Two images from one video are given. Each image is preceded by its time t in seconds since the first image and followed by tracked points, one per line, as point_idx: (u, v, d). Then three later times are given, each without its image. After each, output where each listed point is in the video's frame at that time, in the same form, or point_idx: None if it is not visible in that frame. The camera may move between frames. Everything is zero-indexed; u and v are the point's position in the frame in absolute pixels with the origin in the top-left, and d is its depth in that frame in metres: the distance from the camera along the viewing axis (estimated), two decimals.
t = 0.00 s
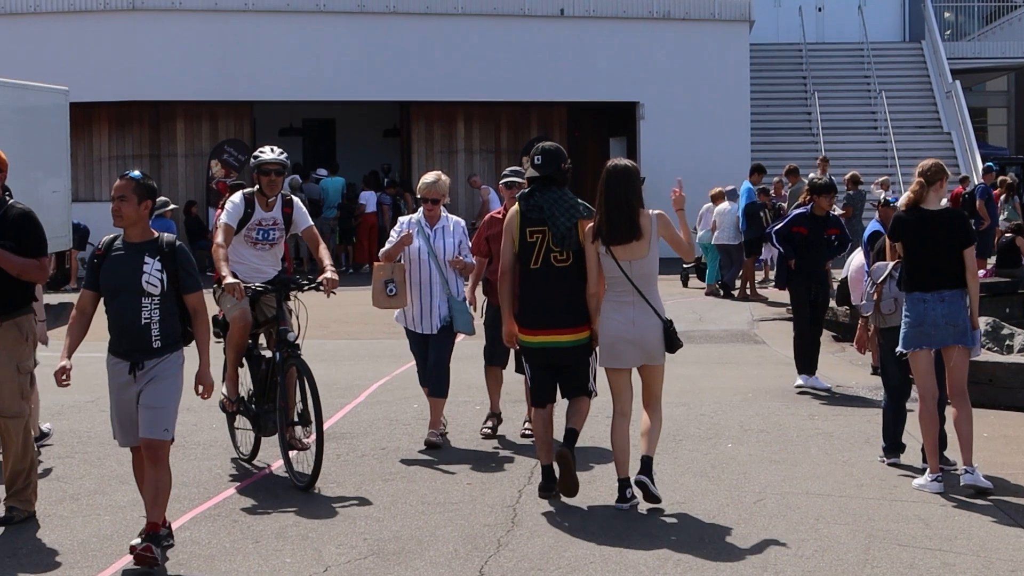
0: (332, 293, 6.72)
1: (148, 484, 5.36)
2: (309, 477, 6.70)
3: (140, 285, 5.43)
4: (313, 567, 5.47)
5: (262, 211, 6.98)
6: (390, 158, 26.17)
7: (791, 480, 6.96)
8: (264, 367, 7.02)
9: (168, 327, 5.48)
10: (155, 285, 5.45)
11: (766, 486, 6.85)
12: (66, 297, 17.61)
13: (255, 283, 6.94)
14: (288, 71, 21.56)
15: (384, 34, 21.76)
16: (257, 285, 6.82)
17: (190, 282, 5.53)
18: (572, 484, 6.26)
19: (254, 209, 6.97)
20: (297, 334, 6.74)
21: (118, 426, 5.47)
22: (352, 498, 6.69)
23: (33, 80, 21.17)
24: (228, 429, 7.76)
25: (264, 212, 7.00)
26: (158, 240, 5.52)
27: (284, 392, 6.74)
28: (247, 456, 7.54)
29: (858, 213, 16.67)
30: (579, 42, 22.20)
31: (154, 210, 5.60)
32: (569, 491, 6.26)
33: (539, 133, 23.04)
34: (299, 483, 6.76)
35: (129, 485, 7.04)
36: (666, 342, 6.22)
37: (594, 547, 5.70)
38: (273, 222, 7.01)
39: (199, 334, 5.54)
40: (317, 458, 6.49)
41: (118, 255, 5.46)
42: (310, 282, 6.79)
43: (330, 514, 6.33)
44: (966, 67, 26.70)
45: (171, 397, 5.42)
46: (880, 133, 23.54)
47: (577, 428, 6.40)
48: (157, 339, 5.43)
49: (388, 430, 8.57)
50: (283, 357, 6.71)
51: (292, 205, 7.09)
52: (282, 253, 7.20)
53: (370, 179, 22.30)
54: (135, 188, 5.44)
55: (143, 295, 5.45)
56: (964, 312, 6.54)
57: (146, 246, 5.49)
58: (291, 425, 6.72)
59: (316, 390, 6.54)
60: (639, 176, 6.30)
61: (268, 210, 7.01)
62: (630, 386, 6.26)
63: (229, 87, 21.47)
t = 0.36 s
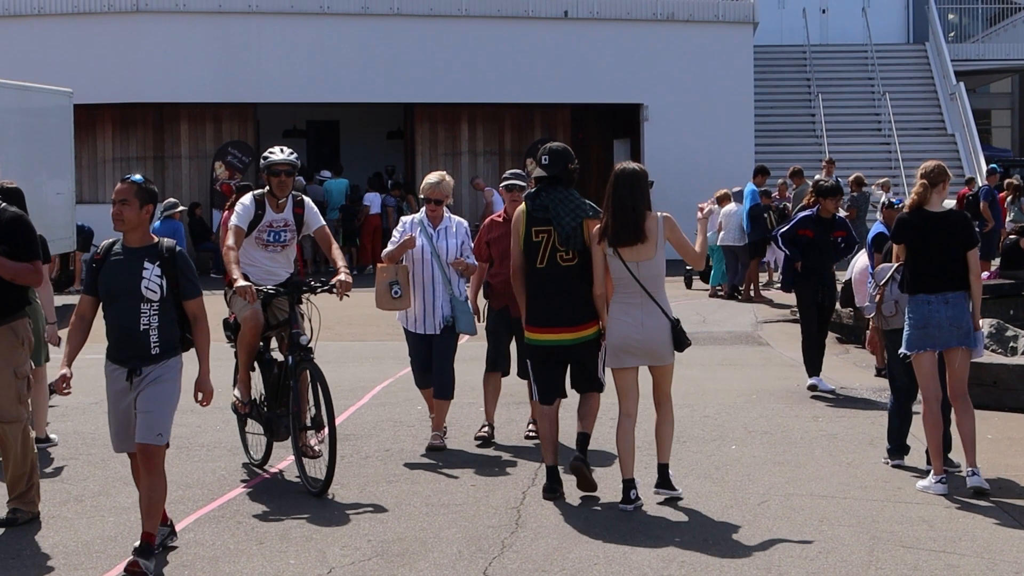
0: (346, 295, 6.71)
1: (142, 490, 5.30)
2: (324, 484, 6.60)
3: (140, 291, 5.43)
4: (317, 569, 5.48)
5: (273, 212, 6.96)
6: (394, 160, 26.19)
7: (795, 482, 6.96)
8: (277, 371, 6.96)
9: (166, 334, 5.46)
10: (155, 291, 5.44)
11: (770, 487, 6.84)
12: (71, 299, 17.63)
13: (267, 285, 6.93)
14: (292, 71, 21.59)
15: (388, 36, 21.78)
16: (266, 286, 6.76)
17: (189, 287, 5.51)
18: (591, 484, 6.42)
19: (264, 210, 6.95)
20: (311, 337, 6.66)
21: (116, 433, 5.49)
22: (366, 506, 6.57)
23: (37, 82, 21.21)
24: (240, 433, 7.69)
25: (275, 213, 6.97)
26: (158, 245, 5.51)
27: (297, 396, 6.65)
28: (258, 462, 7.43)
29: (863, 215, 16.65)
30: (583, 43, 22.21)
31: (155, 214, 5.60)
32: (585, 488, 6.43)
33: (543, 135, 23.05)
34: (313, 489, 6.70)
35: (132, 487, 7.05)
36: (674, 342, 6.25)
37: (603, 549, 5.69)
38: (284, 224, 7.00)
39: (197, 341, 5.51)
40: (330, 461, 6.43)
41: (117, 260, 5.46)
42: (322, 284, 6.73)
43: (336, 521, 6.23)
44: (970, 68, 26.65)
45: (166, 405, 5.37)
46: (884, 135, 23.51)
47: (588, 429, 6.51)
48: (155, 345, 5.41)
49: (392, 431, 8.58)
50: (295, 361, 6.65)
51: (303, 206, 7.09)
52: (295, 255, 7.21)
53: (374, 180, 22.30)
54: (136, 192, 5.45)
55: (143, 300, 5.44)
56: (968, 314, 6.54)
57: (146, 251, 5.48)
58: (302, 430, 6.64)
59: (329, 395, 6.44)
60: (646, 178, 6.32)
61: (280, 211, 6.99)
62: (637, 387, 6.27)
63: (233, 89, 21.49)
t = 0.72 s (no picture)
0: (352, 296, 6.71)
1: (140, 494, 5.29)
2: (330, 486, 6.56)
3: (139, 292, 5.42)
4: (319, 569, 5.48)
5: (279, 213, 6.97)
6: (396, 160, 26.20)
7: (797, 482, 6.96)
8: (283, 372, 6.95)
9: (165, 335, 5.46)
10: (154, 293, 5.44)
11: (772, 488, 6.85)
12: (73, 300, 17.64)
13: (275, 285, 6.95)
14: (294, 72, 21.59)
15: (391, 37, 21.78)
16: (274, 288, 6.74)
17: (189, 289, 5.51)
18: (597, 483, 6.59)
19: (270, 211, 6.95)
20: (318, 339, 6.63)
21: (112, 434, 5.48)
22: (374, 510, 6.50)
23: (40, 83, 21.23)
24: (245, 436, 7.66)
25: (281, 214, 6.99)
26: (157, 247, 5.50)
27: (303, 398, 6.65)
28: (264, 465, 7.38)
29: (865, 215, 16.65)
30: (585, 44, 22.21)
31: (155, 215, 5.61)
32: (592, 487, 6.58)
33: (545, 135, 23.05)
34: (320, 492, 6.64)
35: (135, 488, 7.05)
36: (678, 344, 6.26)
37: (605, 550, 5.69)
38: (290, 224, 7.01)
39: (196, 344, 5.50)
40: (338, 465, 6.38)
41: (116, 262, 5.45)
42: (329, 286, 6.71)
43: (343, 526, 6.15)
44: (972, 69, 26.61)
45: (165, 406, 5.37)
46: (886, 136, 23.51)
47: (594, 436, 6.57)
48: (154, 346, 5.41)
49: (394, 432, 8.58)
50: (303, 363, 6.62)
51: (309, 206, 7.13)
52: (300, 255, 7.19)
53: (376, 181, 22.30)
54: (137, 194, 5.47)
55: (142, 302, 5.43)
56: (970, 315, 6.54)
57: (146, 253, 5.47)
58: (310, 433, 6.63)
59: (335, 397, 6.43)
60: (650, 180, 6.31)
61: (286, 212, 7.00)
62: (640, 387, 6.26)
63: (235, 90, 21.50)
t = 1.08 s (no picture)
0: (366, 297, 6.70)
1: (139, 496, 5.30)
2: (342, 493, 6.48)
3: (136, 292, 5.40)
4: (323, 569, 5.49)
5: (289, 213, 6.96)
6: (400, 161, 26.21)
7: (801, 483, 6.96)
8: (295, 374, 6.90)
9: (163, 335, 5.44)
10: (152, 292, 5.42)
11: (776, 488, 6.85)
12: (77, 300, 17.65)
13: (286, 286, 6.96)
14: (298, 73, 21.62)
15: (395, 38, 21.80)
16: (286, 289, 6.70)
17: (187, 289, 5.49)
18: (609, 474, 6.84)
19: (280, 211, 6.95)
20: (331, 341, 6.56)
21: (107, 435, 5.46)
22: (388, 515, 6.40)
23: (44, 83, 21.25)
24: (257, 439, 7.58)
25: (291, 215, 6.97)
26: (156, 246, 5.48)
27: (317, 401, 6.57)
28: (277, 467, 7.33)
29: (869, 216, 16.66)
30: (589, 45, 22.23)
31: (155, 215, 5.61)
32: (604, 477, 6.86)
33: (548, 136, 23.06)
34: (332, 496, 6.56)
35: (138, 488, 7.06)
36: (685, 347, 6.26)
37: (609, 550, 5.69)
38: (301, 224, 7.01)
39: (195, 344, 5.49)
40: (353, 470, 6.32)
41: (115, 260, 5.43)
42: (338, 287, 6.69)
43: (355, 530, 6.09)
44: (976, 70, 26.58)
45: (162, 407, 5.34)
46: (889, 136, 23.51)
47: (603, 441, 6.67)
48: (152, 346, 5.39)
49: (397, 432, 8.59)
50: (315, 366, 6.54)
51: (320, 206, 7.09)
52: (313, 256, 7.20)
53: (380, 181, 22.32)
54: (137, 192, 5.47)
55: (139, 302, 5.41)
56: (974, 315, 6.55)
57: (146, 252, 5.45)
58: (323, 437, 6.58)
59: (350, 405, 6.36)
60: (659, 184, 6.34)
61: (296, 212, 6.98)
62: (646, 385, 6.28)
63: (239, 91, 21.53)
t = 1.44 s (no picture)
0: (378, 294, 6.72)
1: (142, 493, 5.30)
2: (356, 494, 6.42)
3: (131, 286, 5.39)
4: (327, 564, 5.50)
5: (299, 209, 6.97)
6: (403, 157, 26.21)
7: (804, 478, 6.96)
8: (307, 372, 6.88)
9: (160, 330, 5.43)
10: (147, 287, 5.40)
11: (778, 484, 6.86)
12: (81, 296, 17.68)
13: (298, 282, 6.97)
14: (301, 70, 21.61)
15: (398, 33, 21.79)
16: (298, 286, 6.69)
17: (184, 284, 5.45)
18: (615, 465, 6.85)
19: (290, 207, 6.96)
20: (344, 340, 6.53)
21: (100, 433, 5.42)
22: (403, 517, 6.29)
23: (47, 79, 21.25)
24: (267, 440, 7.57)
25: (301, 210, 6.98)
26: (152, 239, 5.46)
27: (329, 400, 6.53)
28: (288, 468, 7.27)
29: (872, 212, 16.65)
30: (593, 41, 22.20)
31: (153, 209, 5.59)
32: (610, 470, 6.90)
33: (552, 132, 23.04)
34: (345, 497, 6.52)
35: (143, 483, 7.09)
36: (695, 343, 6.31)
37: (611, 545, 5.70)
38: (312, 220, 7.00)
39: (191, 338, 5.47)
40: (364, 469, 6.26)
41: (111, 254, 5.42)
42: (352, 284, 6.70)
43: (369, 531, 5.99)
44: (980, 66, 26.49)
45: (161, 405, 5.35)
46: (893, 132, 23.49)
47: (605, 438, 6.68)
48: (149, 341, 5.38)
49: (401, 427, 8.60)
50: (328, 364, 6.51)
51: (332, 201, 7.08)
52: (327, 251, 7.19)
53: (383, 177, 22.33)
54: (136, 185, 5.44)
55: (135, 296, 5.40)
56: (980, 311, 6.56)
57: (142, 245, 5.43)
58: (336, 436, 6.54)
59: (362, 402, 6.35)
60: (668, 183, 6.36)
61: (306, 208, 6.99)
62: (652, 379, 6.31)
63: (242, 86, 21.53)
